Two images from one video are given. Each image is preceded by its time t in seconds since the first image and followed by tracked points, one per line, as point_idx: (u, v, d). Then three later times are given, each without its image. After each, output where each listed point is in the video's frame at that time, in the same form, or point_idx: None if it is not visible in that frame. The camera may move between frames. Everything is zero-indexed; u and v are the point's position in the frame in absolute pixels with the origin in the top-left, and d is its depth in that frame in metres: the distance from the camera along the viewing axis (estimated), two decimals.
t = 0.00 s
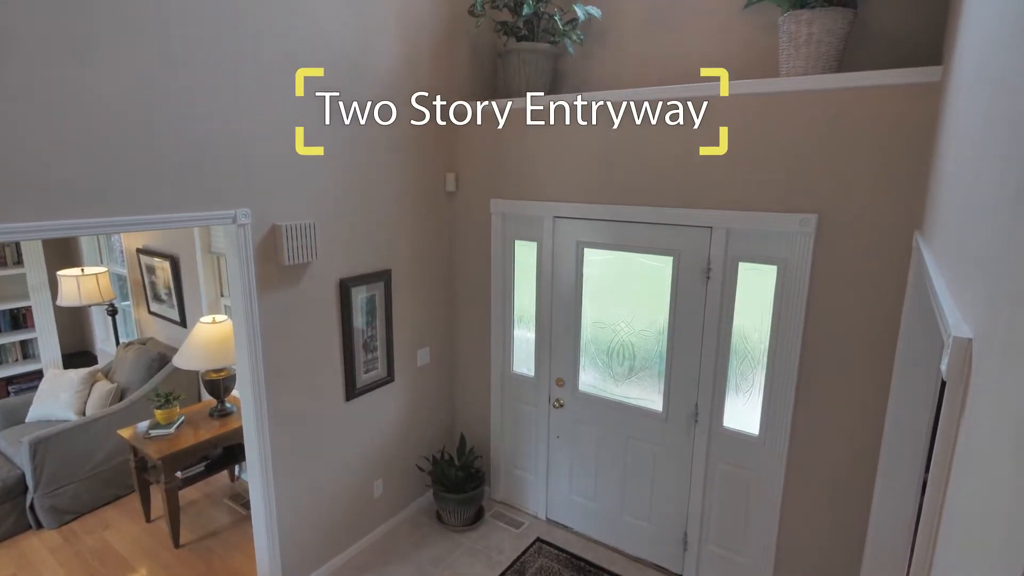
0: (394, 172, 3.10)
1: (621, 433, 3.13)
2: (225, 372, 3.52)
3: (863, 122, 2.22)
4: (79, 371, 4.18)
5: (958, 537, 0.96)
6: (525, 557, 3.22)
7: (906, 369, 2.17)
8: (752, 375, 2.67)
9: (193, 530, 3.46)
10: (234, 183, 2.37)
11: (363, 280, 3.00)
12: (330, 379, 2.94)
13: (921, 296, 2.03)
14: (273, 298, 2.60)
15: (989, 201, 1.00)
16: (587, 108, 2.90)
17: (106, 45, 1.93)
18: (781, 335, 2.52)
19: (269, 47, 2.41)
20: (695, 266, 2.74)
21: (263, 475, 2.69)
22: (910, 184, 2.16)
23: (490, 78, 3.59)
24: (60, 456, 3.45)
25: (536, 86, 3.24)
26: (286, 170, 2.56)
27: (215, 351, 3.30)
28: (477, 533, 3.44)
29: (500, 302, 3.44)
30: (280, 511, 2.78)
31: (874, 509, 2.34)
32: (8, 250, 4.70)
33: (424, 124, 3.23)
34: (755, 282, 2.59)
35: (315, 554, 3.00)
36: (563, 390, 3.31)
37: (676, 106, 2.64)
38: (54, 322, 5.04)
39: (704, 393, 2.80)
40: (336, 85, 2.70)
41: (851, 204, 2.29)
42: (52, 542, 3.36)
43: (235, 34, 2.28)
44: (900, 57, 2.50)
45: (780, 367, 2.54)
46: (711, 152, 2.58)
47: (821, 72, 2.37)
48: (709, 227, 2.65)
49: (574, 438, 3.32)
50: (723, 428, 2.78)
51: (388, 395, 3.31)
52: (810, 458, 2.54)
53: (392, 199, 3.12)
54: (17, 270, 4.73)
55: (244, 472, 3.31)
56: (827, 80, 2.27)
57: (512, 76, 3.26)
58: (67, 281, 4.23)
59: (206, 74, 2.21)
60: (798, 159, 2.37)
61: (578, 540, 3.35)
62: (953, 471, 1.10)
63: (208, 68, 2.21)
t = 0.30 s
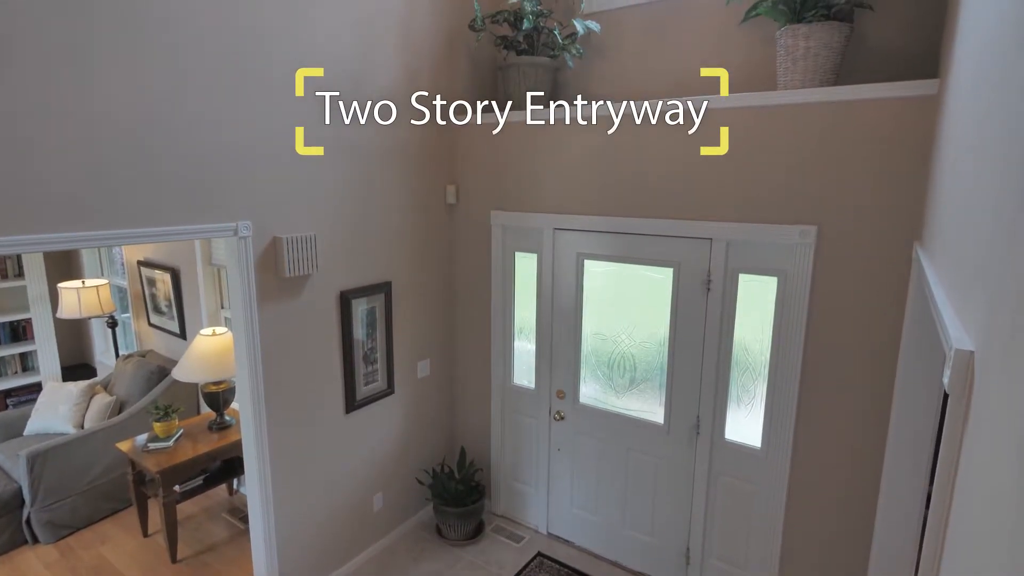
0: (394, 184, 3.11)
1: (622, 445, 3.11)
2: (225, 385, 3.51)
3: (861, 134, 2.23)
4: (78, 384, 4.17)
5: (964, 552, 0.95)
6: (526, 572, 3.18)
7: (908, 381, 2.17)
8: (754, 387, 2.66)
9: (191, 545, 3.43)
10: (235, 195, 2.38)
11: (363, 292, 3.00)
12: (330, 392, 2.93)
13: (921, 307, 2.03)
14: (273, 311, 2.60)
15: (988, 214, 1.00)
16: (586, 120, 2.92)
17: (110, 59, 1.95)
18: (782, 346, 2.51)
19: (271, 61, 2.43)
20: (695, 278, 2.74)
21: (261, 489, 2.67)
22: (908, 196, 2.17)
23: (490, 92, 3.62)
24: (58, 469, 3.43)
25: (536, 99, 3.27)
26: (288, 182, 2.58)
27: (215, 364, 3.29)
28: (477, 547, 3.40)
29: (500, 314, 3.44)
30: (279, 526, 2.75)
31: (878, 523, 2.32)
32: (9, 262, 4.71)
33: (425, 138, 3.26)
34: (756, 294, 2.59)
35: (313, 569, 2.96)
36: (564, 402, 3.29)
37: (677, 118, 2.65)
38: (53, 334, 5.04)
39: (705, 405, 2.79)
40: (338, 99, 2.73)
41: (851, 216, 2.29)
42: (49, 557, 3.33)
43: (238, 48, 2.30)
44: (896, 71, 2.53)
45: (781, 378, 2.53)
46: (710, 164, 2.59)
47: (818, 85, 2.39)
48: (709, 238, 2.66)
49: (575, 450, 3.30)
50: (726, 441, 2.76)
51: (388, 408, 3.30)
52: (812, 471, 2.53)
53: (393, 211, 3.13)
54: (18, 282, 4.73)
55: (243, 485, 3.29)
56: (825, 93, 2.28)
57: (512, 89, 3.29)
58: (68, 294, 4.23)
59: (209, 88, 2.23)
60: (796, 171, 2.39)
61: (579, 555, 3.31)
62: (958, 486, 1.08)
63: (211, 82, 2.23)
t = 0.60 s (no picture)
0: (394, 197, 3.12)
1: (623, 459, 3.09)
2: (224, 398, 3.49)
3: (859, 146, 2.24)
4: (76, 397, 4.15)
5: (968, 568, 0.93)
6: None
7: (909, 393, 2.16)
8: (755, 399, 2.65)
9: (187, 560, 3.39)
10: (235, 207, 2.39)
11: (363, 304, 3.00)
12: (330, 405, 2.91)
13: (921, 319, 2.02)
14: (273, 323, 2.59)
15: (985, 227, 1.00)
16: (585, 133, 2.94)
17: (111, 73, 1.97)
18: (783, 359, 2.51)
19: (272, 76, 2.46)
20: (695, 290, 2.74)
21: (259, 504, 2.64)
22: (906, 207, 2.18)
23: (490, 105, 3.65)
24: (54, 483, 3.40)
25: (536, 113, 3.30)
26: (289, 195, 2.59)
27: (214, 377, 3.28)
28: (477, 562, 3.36)
29: (500, 326, 3.44)
30: (276, 541, 2.72)
31: (882, 537, 2.29)
32: (9, 274, 4.71)
33: (425, 151, 3.28)
34: (756, 306, 2.59)
35: None
36: (564, 415, 3.27)
37: (675, 131, 2.67)
38: (52, 346, 5.02)
39: (706, 418, 2.78)
40: (339, 113, 2.76)
41: (850, 227, 2.30)
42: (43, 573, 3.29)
43: (239, 63, 2.33)
44: (892, 85, 2.55)
45: (782, 391, 2.52)
46: (709, 177, 2.61)
47: (815, 98, 2.41)
48: (708, 250, 2.66)
49: (576, 463, 3.27)
50: (727, 454, 2.75)
51: (388, 420, 3.28)
52: (815, 484, 2.51)
53: (393, 223, 3.14)
54: (17, 294, 4.73)
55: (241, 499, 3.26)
56: (822, 106, 2.30)
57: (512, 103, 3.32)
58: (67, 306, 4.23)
59: (210, 102, 2.25)
60: (795, 183, 2.40)
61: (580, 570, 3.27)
62: (961, 500, 1.07)
63: (212, 96, 2.25)
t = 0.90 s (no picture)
0: (395, 209, 3.13)
1: (624, 471, 3.07)
2: (223, 410, 3.48)
3: (857, 158, 2.26)
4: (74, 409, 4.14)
5: None
6: None
7: (911, 405, 2.15)
8: (756, 411, 2.63)
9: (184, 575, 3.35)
10: (236, 219, 2.40)
11: (363, 316, 3.00)
12: (329, 417, 2.90)
13: (922, 330, 2.02)
14: (273, 335, 2.59)
15: (985, 240, 1.00)
16: (585, 146, 2.96)
17: (113, 88, 1.98)
18: (784, 370, 2.50)
19: (273, 90, 2.48)
20: (695, 302, 2.74)
21: (258, 518, 2.61)
22: (905, 219, 2.18)
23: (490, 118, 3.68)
24: (51, 497, 3.37)
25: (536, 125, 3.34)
26: (290, 207, 2.61)
27: (213, 389, 3.27)
28: None
29: (500, 338, 3.43)
30: (274, 555, 2.69)
31: (887, 552, 2.27)
32: (10, 286, 4.72)
33: (425, 164, 3.30)
34: (756, 318, 2.59)
35: None
36: (565, 427, 3.26)
37: (674, 143, 2.69)
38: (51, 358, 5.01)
39: (708, 430, 2.76)
40: (340, 126, 2.78)
41: (849, 239, 2.30)
42: None
43: (240, 76, 2.35)
44: (888, 99, 2.57)
45: (783, 403, 2.51)
46: (708, 189, 2.62)
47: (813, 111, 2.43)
48: (708, 262, 2.66)
49: (576, 477, 3.25)
50: (729, 466, 2.73)
51: (387, 433, 3.27)
52: (817, 497, 2.49)
53: (393, 236, 3.14)
54: (17, 307, 4.74)
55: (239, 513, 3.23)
56: (820, 118, 2.32)
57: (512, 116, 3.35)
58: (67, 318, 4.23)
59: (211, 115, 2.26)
60: (793, 195, 2.41)
61: None
62: (965, 515, 1.06)
63: (213, 109, 2.27)
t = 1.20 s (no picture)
0: (395, 221, 3.14)
1: (624, 485, 3.05)
2: (222, 423, 3.46)
3: (855, 170, 2.27)
4: (72, 423, 4.12)
5: None
6: None
7: (913, 417, 2.14)
8: (758, 423, 2.62)
9: None
10: (237, 232, 2.41)
11: (363, 329, 2.99)
12: (328, 430, 2.88)
13: (922, 342, 2.01)
14: (272, 347, 2.58)
15: (983, 251, 1.00)
16: (584, 159, 2.98)
17: (113, 101, 2.00)
18: (785, 383, 2.49)
19: (274, 102, 2.50)
20: (695, 314, 2.74)
21: (255, 533, 2.59)
22: (904, 231, 2.19)
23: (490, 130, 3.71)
24: (48, 511, 3.34)
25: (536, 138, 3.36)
26: (290, 220, 2.61)
27: (212, 402, 3.25)
28: None
29: (500, 350, 3.43)
30: (272, 571, 2.66)
31: (891, 567, 2.24)
32: (9, 299, 4.72)
33: (426, 176, 3.31)
34: (757, 330, 2.59)
35: None
36: (565, 440, 3.24)
37: (673, 156, 2.70)
38: (50, 371, 5.00)
39: (709, 443, 2.75)
40: (341, 139, 2.80)
41: (848, 252, 2.31)
42: None
43: (240, 89, 2.37)
44: (885, 112, 2.59)
45: (785, 415, 2.50)
46: (708, 200, 2.63)
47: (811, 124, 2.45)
48: (708, 273, 2.67)
49: (577, 490, 3.22)
50: (731, 480, 2.71)
51: (387, 446, 3.24)
52: (820, 511, 2.47)
53: (393, 248, 3.15)
54: (17, 319, 4.73)
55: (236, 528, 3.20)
56: (818, 131, 2.33)
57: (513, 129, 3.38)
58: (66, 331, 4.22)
59: (211, 128, 2.28)
60: (792, 207, 2.42)
61: None
62: (970, 530, 1.05)
63: (213, 122, 2.28)
